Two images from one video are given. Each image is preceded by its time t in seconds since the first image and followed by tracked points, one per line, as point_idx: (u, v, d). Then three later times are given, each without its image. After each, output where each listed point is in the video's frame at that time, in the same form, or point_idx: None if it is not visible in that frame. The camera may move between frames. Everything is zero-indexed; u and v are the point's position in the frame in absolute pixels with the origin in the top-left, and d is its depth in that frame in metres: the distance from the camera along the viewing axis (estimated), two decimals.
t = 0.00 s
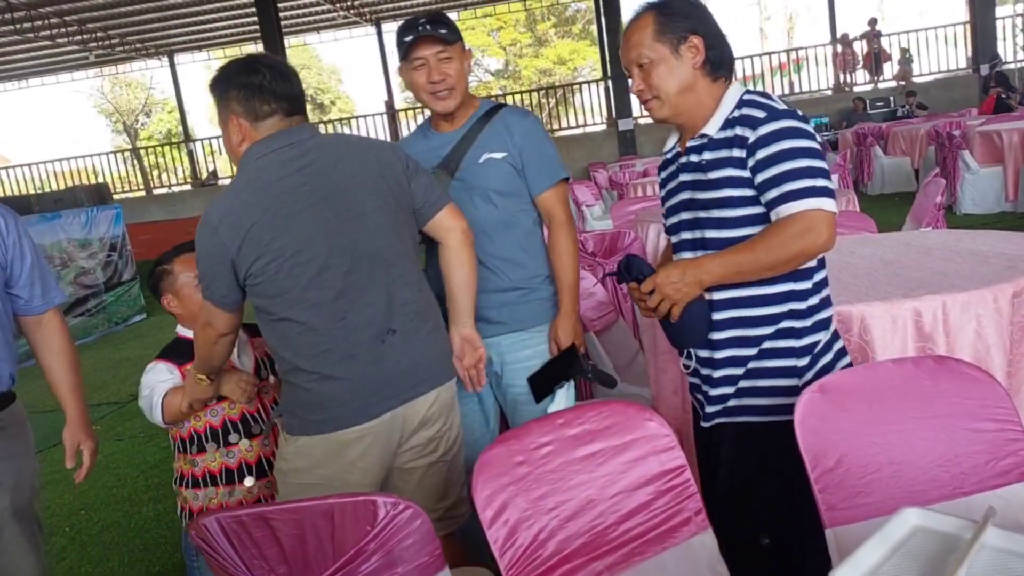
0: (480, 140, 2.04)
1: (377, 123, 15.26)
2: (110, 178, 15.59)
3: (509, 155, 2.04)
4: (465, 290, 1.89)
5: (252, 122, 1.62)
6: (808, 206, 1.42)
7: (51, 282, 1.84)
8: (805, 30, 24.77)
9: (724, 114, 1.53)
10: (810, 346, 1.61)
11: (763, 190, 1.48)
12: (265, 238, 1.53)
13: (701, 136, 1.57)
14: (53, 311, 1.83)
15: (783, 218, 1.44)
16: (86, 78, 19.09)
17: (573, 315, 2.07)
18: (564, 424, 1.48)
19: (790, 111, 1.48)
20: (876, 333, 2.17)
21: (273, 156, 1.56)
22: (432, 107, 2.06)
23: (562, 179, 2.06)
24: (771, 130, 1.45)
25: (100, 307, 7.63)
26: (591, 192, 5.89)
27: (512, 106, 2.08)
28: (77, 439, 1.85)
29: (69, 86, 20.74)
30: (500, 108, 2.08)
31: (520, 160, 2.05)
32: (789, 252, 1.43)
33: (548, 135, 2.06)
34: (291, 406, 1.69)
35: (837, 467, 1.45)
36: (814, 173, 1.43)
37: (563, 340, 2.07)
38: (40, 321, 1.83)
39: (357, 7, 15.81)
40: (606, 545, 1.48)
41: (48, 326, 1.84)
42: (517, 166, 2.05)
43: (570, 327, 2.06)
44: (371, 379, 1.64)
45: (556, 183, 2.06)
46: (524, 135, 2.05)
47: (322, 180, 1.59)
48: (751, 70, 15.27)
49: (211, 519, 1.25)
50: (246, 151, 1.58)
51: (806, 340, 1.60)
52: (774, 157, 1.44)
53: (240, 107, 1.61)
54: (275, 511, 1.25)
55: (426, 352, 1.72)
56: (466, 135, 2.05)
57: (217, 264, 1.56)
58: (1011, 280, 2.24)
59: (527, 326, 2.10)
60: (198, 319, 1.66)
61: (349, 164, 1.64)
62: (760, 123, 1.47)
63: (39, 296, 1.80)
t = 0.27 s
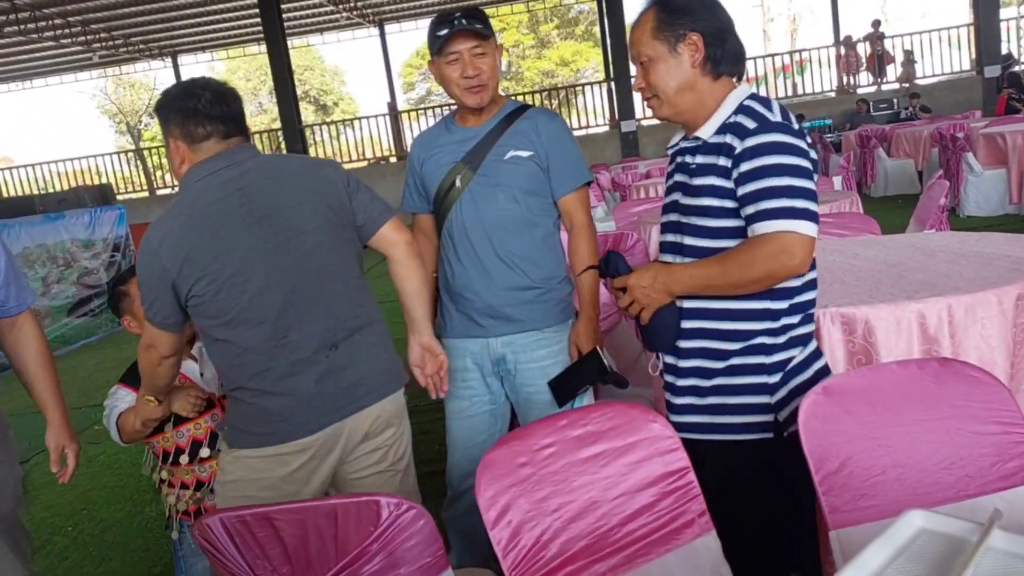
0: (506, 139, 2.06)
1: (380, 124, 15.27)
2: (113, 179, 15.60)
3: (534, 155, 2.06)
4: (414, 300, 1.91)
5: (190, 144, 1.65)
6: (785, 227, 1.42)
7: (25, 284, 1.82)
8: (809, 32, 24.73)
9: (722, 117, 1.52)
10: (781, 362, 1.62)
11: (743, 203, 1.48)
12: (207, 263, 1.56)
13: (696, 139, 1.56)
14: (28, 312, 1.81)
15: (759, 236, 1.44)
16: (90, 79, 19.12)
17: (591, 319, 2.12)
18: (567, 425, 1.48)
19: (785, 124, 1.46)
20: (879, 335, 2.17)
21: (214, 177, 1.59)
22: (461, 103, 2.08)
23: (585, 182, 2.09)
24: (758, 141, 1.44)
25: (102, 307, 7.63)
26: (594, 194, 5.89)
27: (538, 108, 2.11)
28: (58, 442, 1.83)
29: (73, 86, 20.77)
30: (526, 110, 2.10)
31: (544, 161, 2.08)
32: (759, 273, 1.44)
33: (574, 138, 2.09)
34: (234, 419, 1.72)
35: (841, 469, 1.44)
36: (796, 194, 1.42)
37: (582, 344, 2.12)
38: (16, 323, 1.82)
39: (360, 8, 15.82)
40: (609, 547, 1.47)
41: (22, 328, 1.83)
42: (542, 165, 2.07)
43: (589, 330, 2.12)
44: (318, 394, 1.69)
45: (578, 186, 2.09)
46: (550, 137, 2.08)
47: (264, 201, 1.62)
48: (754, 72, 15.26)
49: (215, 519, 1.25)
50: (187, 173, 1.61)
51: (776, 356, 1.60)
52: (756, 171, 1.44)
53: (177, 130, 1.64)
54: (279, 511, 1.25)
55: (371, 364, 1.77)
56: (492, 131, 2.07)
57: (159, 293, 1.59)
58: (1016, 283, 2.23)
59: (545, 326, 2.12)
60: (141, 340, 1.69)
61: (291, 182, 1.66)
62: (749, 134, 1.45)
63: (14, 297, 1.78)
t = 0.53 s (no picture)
0: (521, 140, 2.04)
1: (382, 125, 15.27)
2: (116, 179, 15.61)
3: (549, 158, 2.04)
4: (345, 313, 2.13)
5: (129, 147, 1.78)
6: (772, 250, 1.41)
7: None
8: (812, 32, 24.70)
9: (718, 124, 1.49)
10: (766, 370, 1.60)
11: (733, 220, 1.46)
12: (147, 258, 1.68)
13: (690, 144, 1.54)
14: None
15: (746, 256, 1.44)
16: (92, 80, 19.13)
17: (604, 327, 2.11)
18: (568, 425, 1.47)
19: (784, 142, 1.44)
20: (884, 336, 2.16)
21: (156, 180, 1.71)
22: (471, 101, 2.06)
23: (600, 189, 2.07)
24: (754, 159, 1.42)
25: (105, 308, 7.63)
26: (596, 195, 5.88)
27: (557, 109, 2.08)
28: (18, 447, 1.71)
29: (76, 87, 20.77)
30: (545, 111, 2.07)
31: (559, 165, 2.05)
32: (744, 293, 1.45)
33: (591, 142, 2.06)
34: (180, 417, 1.84)
35: (843, 469, 1.44)
36: (786, 218, 1.41)
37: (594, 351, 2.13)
38: None
39: (362, 9, 15.82)
40: (609, 548, 1.47)
41: None
42: (556, 169, 2.05)
43: (601, 338, 2.12)
44: (257, 386, 1.79)
45: (594, 193, 2.06)
46: (566, 141, 2.04)
47: (203, 201, 1.74)
48: (756, 72, 15.23)
49: (215, 519, 1.24)
50: (134, 176, 1.74)
51: (760, 365, 1.59)
52: (749, 191, 1.42)
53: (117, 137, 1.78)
54: (279, 511, 1.25)
55: (315, 359, 1.88)
56: (507, 131, 2.05)
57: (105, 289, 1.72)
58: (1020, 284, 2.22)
59: (551, 326, 2.12)
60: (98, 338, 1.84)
61: (232, 184, 1.78)
62: (744, 150, 1.44)
63: None
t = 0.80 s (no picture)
0: (528, 139, 2.04)
1: (385, 124, 15.28)
2: (118, 179, 15.64)
3: (556, 159, 2.04)
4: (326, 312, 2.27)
5: (141, 143, 1.89)
6: (781, 259, 1.40)
7: None
8: (815, 31, 24.67)
9: (718, 127, 1.48)
10: (761, 370, 1.60)
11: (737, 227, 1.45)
12: (145, 246, 1.76)
13: (687, 146, 1.53)
14: None
15: (749, 264, 1.43)
16: (95, 80, 19.15)
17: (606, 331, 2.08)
18: (570, 424, 1.47)
19: (787, 148, 1.43)
20: (885, 335, 2.16)
21: (166, 174, 1.81)
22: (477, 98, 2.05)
23: (607, 192, 2.07)
24: (760, 166, 1.42)
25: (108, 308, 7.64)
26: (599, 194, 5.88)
27: (566, 110, 2.08)
28: None
29: (79, 87, 20.80)
30: (554, 111, 2.07)
31: (566, 166, 2.05)
32: (751, 300, 1.44)
33: (598, 145, 2.06)
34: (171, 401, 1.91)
35: (846, 467, 1.43)
36: (793, 225, 1.41)
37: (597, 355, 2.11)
38: None
39: (365, 8, 15.83)
40: (610, 547, 1.47)
41: None
42: (562, 170, 2.05)
43: (603, 343, 2.09)
44: (241, 377, 1.85)
45: (600, 195, 2.06)
46: (575, 142, 2.04)
47: (206, 197, 1.82)
48: (759, 71, 15.21)
49: (216, 518, 1.24)
50: (146, 168, 1.84)
51: (757, 364, 1.59)
52: (754, 198, 1.41)
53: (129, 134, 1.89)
54: (279, 509, 1.24)
55: (305, 356, 1.93)
56: (515, 129, 2.05)
57: (108, 274, 1.81)
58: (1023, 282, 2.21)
59: (551, 326, 2.12)
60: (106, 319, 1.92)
61: (233, 182, 1.87)
62: (750, 156, 1.43)
63: None
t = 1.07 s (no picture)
0: (531, 137, 2.03)
1: (386, 123, 15.29)
2: (120, 179, 15.65)
3: (559, 157, 2.04)
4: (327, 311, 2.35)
5: (187, 146, 2.03)
6: (786, 252, 1.41)
7: None
8: (817, 29, 24.63)
9: (709, 125, 1.49)
10: (767, 361, 1.61)
11: (740, 223, 1.45)
12: (202, 233, 1.89)
13: (679, 146, 1.53)
14: None
15: (757, 258, 1.43)
16: (96, 80, 19.16)
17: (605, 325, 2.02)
18: (572, 422, 1.47)
19: (783, 142, 1.44)
20: (887, 333, 2.16)
21: (218, 170, 1.97)
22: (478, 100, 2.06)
23: (610, 190, 2.06)
24: (760, 160, 1.42)
25: (110, 308, 7.65)
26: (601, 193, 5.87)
27: (570, 107, 2.07)
28: None
29: (80, 87, 20.81)
30: (558, 108, 2.07)
31: (570, 164, 2.04)
32: (757, 295, 1.44)
33: (603, 143, 2.05)
34: (220, 377, 2.01)
35: (848, 465, 1.43)
36: (797, 219, 1.41)
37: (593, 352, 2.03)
38: None
39: (365, 8, 15.82)
40: (612, 544, 1.47)
41: None
42: (566, 169, 2.04)
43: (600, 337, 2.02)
44: (292, 352, 2.02)
45: (603, 193, 2.05)
46: (578, 140, 2.03)
47: (258, 191, 2.01)
48: (760, 69, 15.19)
49: (218, 516, 1.24)
50: (195, 166, 1.98)
51: (762, 356, 1.59)
52: (756, 193, 1.42)
53: (178, 139, 2.03)
54: (282, 507, 1.25)
55: (343, 333, 2.14)
56: (517, 127, 2.05)
57: (158, 261, 1.89)
58: None
59: (556, 325, 2.12)
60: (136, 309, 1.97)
61: (277, 181, 2.07)
62: (749, 152, 1.43)
63: None
